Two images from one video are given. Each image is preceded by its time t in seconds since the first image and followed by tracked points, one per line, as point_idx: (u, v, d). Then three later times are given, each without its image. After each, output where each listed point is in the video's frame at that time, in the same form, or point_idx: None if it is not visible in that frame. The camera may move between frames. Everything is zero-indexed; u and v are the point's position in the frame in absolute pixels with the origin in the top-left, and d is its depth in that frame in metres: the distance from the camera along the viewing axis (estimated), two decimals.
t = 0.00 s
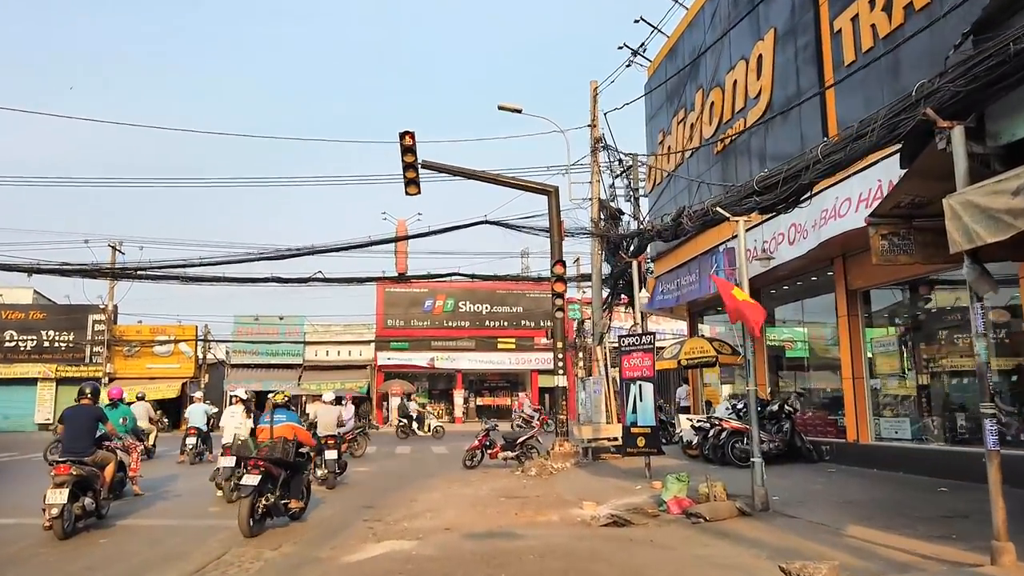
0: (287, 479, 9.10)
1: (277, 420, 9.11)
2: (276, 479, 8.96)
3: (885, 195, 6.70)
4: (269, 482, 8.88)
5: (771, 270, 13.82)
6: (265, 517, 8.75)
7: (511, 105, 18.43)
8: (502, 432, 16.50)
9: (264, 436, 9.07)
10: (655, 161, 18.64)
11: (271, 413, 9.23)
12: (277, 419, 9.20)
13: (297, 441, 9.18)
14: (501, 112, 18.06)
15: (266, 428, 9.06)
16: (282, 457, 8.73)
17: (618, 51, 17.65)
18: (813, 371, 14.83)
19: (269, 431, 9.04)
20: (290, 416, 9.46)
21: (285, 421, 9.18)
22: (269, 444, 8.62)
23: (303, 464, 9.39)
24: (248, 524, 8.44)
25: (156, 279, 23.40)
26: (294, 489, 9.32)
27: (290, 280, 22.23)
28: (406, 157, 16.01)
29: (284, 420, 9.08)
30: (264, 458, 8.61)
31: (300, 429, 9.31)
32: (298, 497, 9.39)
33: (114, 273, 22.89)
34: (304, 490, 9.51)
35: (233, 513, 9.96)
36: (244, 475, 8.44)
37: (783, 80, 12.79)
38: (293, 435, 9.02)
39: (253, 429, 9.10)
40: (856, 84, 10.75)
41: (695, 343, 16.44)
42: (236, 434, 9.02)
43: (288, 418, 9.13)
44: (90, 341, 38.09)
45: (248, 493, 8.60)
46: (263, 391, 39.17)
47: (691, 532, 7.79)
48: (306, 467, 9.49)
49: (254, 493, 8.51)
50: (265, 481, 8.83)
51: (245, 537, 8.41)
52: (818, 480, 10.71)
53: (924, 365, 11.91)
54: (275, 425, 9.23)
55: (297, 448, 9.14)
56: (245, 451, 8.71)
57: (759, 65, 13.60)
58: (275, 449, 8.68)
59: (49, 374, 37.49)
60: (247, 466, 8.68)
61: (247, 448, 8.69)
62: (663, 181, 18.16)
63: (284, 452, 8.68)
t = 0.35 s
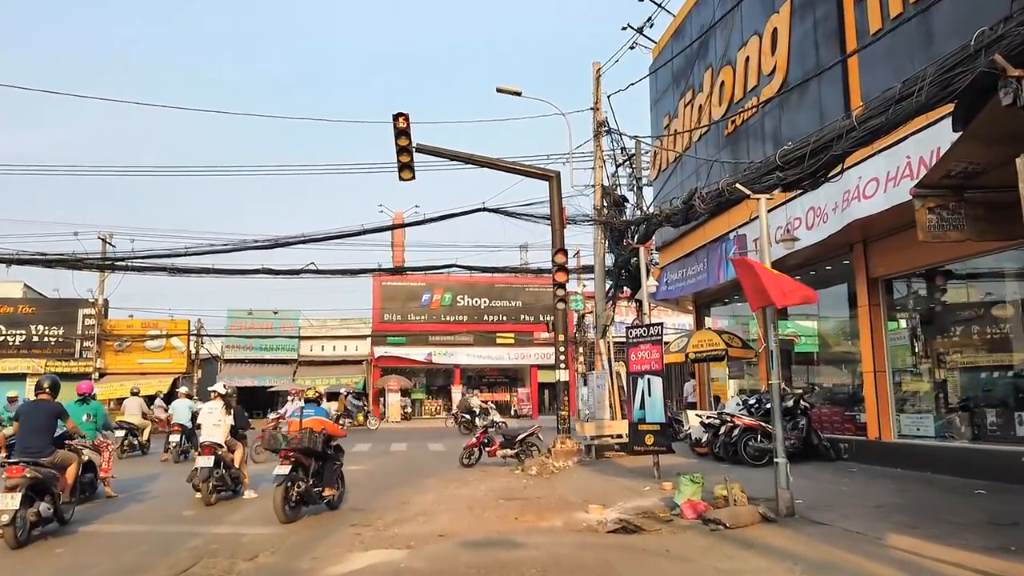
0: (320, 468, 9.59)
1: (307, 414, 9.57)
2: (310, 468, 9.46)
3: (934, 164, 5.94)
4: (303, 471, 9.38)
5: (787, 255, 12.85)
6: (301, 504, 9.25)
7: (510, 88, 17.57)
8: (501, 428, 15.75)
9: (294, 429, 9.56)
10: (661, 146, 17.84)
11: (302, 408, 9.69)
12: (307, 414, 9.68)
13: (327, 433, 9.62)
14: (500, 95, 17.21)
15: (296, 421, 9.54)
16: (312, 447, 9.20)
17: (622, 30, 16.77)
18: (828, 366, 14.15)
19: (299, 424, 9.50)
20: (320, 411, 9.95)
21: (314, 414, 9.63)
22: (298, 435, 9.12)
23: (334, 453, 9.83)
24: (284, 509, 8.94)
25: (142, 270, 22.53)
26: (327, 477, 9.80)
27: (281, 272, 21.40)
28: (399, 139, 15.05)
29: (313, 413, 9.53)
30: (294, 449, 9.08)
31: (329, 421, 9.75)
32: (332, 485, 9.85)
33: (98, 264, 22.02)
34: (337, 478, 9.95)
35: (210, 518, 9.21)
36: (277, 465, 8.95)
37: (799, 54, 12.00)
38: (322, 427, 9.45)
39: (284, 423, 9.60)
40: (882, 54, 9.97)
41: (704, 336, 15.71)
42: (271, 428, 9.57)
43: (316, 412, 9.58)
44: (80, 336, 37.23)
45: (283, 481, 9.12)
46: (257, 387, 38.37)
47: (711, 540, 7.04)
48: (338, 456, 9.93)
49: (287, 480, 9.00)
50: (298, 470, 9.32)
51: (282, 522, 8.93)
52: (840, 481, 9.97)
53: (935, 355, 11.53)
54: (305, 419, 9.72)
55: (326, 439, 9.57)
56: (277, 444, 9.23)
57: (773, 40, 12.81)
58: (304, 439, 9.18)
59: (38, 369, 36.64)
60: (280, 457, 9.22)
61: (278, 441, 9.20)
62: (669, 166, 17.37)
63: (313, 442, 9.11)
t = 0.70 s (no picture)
0: (354, 465, 10.25)
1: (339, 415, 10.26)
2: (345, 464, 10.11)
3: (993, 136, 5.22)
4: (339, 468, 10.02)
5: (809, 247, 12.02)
6: (339, 498, 9.89)
7: (513, 76, 16.85)
8: (504, 431, 15.07)
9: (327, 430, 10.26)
10: (671, 138, 17.12)
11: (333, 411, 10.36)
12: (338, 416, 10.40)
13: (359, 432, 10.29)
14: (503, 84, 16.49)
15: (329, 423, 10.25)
16: (348, 444, 9.88)
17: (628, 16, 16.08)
18: (848, 366, 13.46)
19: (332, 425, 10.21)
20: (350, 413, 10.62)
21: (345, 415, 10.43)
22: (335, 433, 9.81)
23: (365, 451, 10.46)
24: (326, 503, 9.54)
25: (133, 267, 21.84)
26: (360, 472, 10.44)
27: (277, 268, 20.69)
28: (398, 130, 14.21)
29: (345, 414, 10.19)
30: (331, 446, 9.76)
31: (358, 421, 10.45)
32: (364, 480, 10.48)
33: (89, 261, 21.33)
34: (369, 474, 10.60)
35: (191, 528, 8.53)
36: (317, 462, 9.51)
37: (820, 35, 11.29)
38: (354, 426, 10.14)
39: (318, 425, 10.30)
40: (914, 30, 9.25)
41: (716, 334, 15.02)
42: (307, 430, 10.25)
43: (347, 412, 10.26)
44: (74, 335, 36.52)
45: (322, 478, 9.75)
46: (254, 387, 37.67)
47: (738, 558, 6.34)
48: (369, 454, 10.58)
49: (327, 476, 9.64)
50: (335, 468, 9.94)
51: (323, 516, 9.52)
52: (869, 489, 9.26)
53: (964, 353, 10.87)
54: (337, 421, 10.42)
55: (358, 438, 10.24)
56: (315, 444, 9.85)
57: (790, 21, 12.10)
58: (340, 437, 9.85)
59: (32, 369, 35.93)
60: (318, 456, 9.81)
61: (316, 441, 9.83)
62: (679, 158, 16.66)
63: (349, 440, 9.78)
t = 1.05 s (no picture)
0: (385, 463, 10.88)
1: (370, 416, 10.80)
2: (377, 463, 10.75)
3: None
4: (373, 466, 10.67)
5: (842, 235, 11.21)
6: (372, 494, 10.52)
7: (518, 68, 16.28)
8: (509, 435, 14.51)
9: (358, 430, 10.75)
10: (682, 131, 16.55)
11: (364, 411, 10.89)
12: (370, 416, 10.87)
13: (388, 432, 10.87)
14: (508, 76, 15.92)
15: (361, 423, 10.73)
16: (381, 443, 10.47)
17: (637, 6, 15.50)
18: (869, 368, 12.93)
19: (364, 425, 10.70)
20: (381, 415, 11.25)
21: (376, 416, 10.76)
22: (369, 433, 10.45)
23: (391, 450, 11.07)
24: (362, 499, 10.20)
25: (129, 266, 21.29)
26: (389, 470, 11.03)
27: (276, 267, 20.12)
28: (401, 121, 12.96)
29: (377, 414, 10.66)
30: (366, 446, 10.38)
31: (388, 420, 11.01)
32: (393, 477, 11.06)
33: (83, 259, 20.75)
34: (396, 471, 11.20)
35: (176, 541, 7.97)
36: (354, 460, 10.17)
37: (842, 18, 10.70)
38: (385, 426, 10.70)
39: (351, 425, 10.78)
40: (947, 9, 8.66)
41: (729, 334, 14.47)
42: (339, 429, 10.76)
43: (379, 413, 10.84)
44: (73, 337, 35.97)
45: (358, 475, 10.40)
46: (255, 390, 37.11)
47: None
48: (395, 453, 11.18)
49: (363, 474, 10.28)
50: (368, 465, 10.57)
51: (359, 510, 10.18)
52: (900, 499, 8.67)
53: (994, 351, 10.25)
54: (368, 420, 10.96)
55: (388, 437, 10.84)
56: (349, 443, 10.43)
57: (809, 7, 11.50)
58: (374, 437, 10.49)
59: (31, 371, 35.38)
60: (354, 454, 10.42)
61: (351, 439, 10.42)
62: (690, 153, 16.07)
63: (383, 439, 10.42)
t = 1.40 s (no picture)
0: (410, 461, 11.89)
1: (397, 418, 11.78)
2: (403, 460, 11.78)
3: None
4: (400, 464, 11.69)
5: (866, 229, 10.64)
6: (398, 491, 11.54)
7: (522, 65, 15.89)
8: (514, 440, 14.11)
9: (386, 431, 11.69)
10: (691, 129, 16.16)
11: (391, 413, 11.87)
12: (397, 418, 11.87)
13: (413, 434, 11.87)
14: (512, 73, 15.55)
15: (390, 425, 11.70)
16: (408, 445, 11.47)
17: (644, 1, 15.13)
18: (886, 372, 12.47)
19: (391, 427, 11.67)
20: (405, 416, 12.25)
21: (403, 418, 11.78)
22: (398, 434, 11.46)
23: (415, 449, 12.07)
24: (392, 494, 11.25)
25: (127, 268, 20.95)
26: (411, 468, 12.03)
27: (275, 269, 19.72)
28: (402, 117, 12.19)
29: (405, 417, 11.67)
30: (395, 446, 11.39)
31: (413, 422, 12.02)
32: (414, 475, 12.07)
33: (80, 262, 20.43)
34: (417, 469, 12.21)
35: (163, 552, 7.57)
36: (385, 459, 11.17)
37: (858, 7, 10.29)
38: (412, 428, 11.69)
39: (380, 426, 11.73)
40: None
41: (740, 336, 14.05)
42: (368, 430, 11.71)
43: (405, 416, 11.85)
44: (73, 341, 35.64)
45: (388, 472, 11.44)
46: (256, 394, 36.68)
47: None
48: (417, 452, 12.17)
49: (392, 472, 11.30)
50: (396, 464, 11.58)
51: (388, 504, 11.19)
52: (926, 509, 8.22)
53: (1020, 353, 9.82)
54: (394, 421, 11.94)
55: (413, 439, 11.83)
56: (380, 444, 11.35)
57: None
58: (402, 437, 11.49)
59: (31, 376, 35.04)
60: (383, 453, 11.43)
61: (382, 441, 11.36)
62: (699, 150, 15.67)
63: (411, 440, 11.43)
